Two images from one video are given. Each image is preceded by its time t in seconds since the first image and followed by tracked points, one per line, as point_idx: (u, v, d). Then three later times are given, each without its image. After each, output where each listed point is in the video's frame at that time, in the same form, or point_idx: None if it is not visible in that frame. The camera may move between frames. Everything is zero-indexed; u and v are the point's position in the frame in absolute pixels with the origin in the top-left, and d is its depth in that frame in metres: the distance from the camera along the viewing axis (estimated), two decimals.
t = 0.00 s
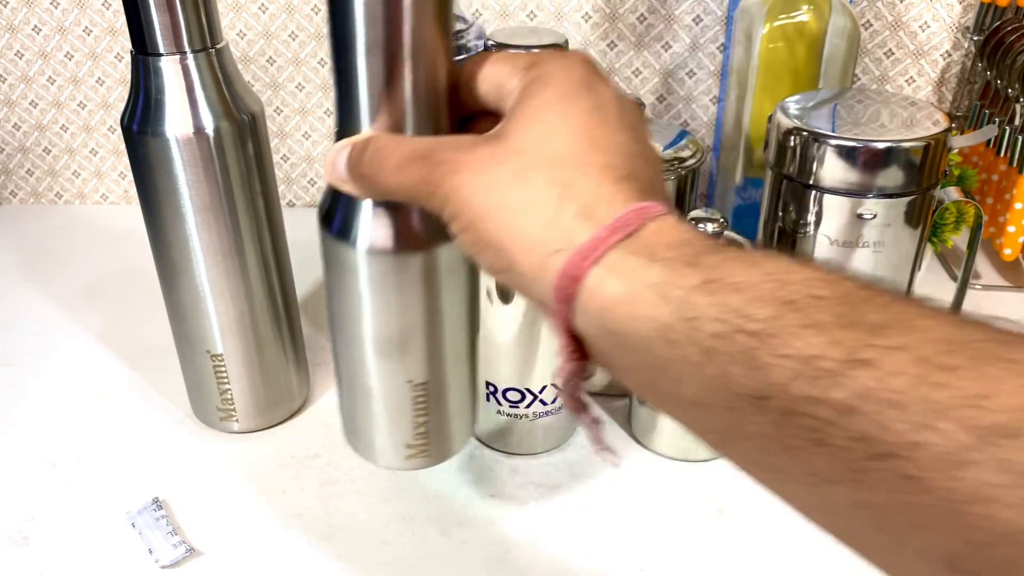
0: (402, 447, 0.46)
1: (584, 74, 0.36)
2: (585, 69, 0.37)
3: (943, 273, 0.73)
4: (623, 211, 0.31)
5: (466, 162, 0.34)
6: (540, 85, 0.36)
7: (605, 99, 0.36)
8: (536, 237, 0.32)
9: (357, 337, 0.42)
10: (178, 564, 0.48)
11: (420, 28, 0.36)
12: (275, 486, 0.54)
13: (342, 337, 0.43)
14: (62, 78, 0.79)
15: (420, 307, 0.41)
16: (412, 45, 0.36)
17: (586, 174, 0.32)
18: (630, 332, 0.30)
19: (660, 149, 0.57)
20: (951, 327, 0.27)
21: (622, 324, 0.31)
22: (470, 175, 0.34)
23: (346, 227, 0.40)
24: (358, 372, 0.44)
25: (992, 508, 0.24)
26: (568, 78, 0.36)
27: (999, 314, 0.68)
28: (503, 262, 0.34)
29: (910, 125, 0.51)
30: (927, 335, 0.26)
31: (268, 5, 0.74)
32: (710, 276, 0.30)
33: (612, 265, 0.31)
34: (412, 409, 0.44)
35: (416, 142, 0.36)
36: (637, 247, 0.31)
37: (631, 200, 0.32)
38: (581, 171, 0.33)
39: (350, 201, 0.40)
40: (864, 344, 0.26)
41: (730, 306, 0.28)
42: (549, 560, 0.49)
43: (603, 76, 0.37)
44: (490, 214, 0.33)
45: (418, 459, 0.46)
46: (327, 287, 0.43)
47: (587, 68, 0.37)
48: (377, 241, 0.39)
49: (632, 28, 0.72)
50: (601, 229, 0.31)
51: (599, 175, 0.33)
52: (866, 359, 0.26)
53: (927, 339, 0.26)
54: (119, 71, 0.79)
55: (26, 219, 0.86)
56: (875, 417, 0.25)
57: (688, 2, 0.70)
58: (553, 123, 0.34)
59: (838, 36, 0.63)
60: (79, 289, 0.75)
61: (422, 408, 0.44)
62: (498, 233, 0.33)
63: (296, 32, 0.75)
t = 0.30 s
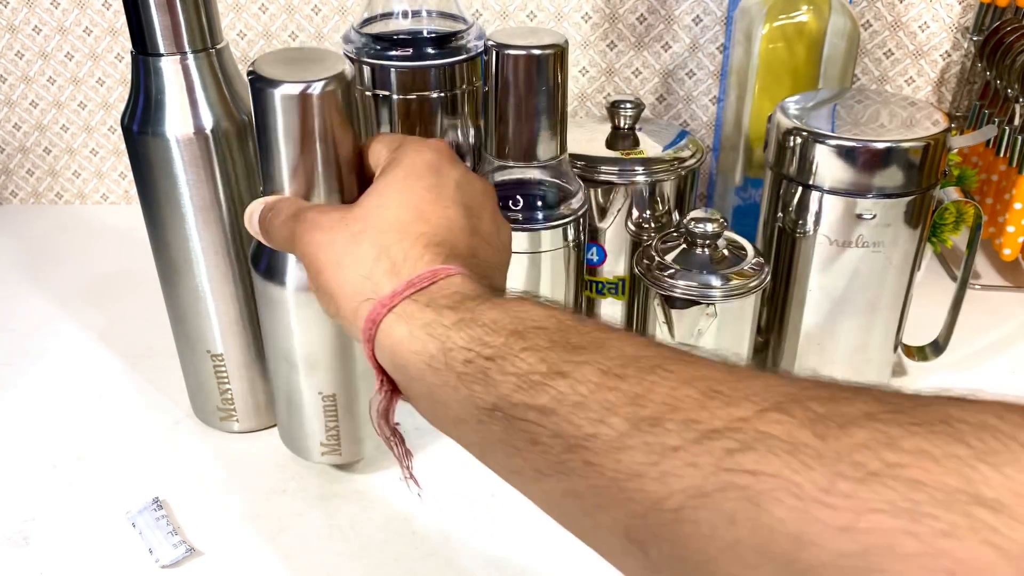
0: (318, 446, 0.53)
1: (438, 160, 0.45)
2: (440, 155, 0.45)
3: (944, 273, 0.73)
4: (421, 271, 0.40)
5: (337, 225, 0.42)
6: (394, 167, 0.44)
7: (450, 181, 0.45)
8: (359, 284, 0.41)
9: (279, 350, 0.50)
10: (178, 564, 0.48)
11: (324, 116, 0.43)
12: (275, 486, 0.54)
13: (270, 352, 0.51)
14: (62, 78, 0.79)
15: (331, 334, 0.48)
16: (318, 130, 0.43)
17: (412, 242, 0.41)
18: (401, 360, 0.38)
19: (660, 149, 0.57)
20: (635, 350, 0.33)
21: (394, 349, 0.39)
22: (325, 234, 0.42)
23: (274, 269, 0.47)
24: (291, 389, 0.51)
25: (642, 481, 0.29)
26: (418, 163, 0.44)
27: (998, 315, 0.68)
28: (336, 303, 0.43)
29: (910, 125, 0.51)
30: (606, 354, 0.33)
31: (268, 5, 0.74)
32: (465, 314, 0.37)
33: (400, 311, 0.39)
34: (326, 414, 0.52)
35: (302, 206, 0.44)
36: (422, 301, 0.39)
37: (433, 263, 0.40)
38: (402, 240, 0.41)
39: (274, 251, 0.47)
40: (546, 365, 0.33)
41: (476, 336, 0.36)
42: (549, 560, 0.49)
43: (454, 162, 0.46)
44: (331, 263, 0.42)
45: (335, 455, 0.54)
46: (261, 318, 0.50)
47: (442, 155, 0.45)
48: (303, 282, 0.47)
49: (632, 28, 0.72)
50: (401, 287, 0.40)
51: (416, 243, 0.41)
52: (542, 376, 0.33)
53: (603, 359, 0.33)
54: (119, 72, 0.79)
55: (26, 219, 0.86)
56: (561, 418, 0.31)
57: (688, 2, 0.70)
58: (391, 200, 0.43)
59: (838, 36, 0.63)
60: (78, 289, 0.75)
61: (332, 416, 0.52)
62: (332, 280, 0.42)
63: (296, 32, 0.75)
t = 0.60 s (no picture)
0: (321, 452, 0.54)
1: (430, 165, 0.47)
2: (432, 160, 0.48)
3: (944, 273, 0.73)
4: (410, 263, 0.42)
5: (337, 228, 0.43)
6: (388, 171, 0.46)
7: (442, 187, 0.46)
8: (353, 274, 0.43)
9: (285, 355, 0.51)
10: (178, 564, 0.48)
11: (332, 130, 0.44)
12: (275, 486, 0.54)
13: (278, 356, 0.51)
14: (62, 78, 0.79)
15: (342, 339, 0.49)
16: (326, 143, 0.45)
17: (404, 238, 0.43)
18: (389, 342, 0.40)
19: (660, 149, 0.57)
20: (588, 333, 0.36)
21: (381, 333, 0.41)
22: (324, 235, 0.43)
23: (286, 275, 0.47)
24: (299, 395, 0.51)
25: (585, 444, 0.31)
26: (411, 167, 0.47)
27: (998, 316, 0.68)
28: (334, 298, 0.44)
29: (910, 125, 0.51)
30: (564, 335, 0.36)
31: (268, 5, 0.74)
32: (445, 299, 0.39)
33: (390, 295, 0.41)
34: (329, 420, 0.52)
35: (308, 212, 0.45)
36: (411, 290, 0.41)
37: (420, 256, 0.43)
38: (392, 237, 0.43)
39: (285, 256, 0.47)
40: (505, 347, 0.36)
41: (453, 318, 0.38)
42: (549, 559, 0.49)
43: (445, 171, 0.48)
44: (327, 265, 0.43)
45: (335, 462, 0.54)
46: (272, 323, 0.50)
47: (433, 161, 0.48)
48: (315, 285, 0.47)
49: (632, 28, 0.72)
50: (392, 277, 0.41)
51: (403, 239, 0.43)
52: (505, 353, 0.35)
53: (560, 339, 0.35)
54: (119, 72, 0.79)
55: (26, 219, 0.86)
56: (518, 390, 0.34)
57: (688, 2, 0.70)
58: (386, 203, 0.44)
59: (838, 36, 0.63)
60: (78, 289, 0.75)
61: (335, 421, 0.52)
62: (326, 275, 0.44)
63: (296, 33, 0.75)
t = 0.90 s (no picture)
0: (320, 452, 0.54)
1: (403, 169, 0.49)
2: (404, 165, 0.49)
3: (943, 273, 0.73)
4: (388, 266, 0.43)
5: (316, 236, 0.44)
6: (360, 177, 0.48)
7: (414, 190, 0.48)
8: (336, 280, 0.43)
9: (283, 356, 0.50)
10: (178, 564, 0.48)
11: (310, 127, 0.44)
12: (276, 486, 0.54)
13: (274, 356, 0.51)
14: (63, 78, 0.79)
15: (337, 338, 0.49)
16: (305, 139, 0.45)
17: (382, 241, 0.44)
18: (372, 346, 0.41)
19: (660, 149, 0.57)
20: (561, 327, 0.37)
21: (365, 337, 0.41)
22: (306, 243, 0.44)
23: (274, 276, 0.47)
24: (296, 396, 0.52)
25: (560, 442, 0.32)
26: (382, 172, 0.48)
27: (998, 316, 0.68)
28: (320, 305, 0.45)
29: (910, 125, 0.51)
30: (536, 332, 0.36)
31: (268, 5, 0.74)
32: (421, 302, 0.40)
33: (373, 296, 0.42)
34: (328, 420, 0.52)
35: (290, 223, 0.45)
36: (393, 292, 0.42)
37: (396, 258, 0.43)
38: (370, 241, 0.44)
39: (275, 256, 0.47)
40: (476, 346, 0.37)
41: (429, 321, 0.39)
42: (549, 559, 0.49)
43: (414, 167, 0.50)
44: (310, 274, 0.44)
45: (334, 462, 0.54)
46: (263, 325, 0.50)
47: (406, 165, 0.49)
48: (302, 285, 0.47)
49: (632, 28, 0.72)
50: (373, 279, 0.42)
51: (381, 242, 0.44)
52: (480, 354, 0.36)
53: (532, 337, 0.36)
54: (119, 72, 0.79)
55: (26, 219, 0.86)
56: (495, 389, 0.35)
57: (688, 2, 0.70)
58: (360, 206, 0.46)
59: (838, 36, 0.63)
60: (78, 290, 0.75)
61: (333, 420, 0.52)
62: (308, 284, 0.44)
63: (296, 33, 0.75)
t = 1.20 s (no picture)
0: (325, 446, 0.54)
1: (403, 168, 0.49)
2: (402, 163, 0.49)
3: (943, 273, 0.73)
4: (382, 269, 0.43)
5: (315, 239, 0.45)
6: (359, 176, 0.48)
7: (412, 190, 0.48)
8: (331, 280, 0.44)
9: (289, 349, 0.51)
10: (178, 564, 0.48)
11: (319, 125, 0.45)
12: (276, 486, 0.54)
13: (282, 350, 0.52)
14: (63, 78, 0.80)
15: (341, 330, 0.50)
16: (315, 135, 0.45)
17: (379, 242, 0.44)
18: (364, 347, 0.42)
19: (660, 149, 0.57)
20: (547, 325, 0.36)
21: (359, 337, 0.42)
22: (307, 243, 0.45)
23: (282, 270, 0.48)
24: (302, 389, 0.52)
25: (543, 437, 0.32)
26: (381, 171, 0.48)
27: (998, 316, 0.68)
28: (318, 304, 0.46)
29: (910, 125, 0.51)
30: (522, 330, 0.36)
31: (268, 5, 0.74)
32: (412, 303, 0.40)
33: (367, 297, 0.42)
34: (333, 414, 0.53)
35: (293, 225, 0.46)
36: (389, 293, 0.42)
37: (390, 261, 0.43)
38: (367, 243, 0.44)
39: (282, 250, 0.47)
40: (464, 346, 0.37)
41: (419, 322, 0.39)
42: (549, 559, 0.49)
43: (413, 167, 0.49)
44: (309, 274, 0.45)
45: (339, 455, 0.55)
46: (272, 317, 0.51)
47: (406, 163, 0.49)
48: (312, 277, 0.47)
49: (632, 28, 0.72)
50: (368, 282, 0.42)
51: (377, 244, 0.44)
52: (468, 353, 0.36)
53: (519, 335, 0.36)
54: (119, 72, 0.79)
55: (26, 219, 0.86)
56: (482, 386, 0.35)
57: (688, 2, 0.70)
58: (358, 209, 0.46)
59: (838, 36, 0.63)
60: (78, 290, 0.75)
61: (337, 414, 0.53)
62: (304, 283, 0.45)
63: (296, 33, 0.75)
